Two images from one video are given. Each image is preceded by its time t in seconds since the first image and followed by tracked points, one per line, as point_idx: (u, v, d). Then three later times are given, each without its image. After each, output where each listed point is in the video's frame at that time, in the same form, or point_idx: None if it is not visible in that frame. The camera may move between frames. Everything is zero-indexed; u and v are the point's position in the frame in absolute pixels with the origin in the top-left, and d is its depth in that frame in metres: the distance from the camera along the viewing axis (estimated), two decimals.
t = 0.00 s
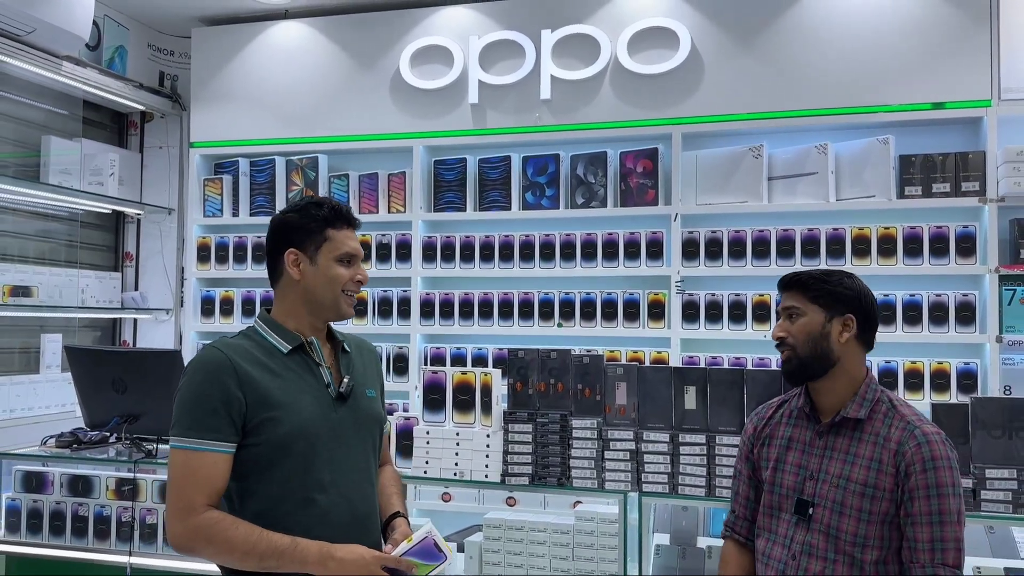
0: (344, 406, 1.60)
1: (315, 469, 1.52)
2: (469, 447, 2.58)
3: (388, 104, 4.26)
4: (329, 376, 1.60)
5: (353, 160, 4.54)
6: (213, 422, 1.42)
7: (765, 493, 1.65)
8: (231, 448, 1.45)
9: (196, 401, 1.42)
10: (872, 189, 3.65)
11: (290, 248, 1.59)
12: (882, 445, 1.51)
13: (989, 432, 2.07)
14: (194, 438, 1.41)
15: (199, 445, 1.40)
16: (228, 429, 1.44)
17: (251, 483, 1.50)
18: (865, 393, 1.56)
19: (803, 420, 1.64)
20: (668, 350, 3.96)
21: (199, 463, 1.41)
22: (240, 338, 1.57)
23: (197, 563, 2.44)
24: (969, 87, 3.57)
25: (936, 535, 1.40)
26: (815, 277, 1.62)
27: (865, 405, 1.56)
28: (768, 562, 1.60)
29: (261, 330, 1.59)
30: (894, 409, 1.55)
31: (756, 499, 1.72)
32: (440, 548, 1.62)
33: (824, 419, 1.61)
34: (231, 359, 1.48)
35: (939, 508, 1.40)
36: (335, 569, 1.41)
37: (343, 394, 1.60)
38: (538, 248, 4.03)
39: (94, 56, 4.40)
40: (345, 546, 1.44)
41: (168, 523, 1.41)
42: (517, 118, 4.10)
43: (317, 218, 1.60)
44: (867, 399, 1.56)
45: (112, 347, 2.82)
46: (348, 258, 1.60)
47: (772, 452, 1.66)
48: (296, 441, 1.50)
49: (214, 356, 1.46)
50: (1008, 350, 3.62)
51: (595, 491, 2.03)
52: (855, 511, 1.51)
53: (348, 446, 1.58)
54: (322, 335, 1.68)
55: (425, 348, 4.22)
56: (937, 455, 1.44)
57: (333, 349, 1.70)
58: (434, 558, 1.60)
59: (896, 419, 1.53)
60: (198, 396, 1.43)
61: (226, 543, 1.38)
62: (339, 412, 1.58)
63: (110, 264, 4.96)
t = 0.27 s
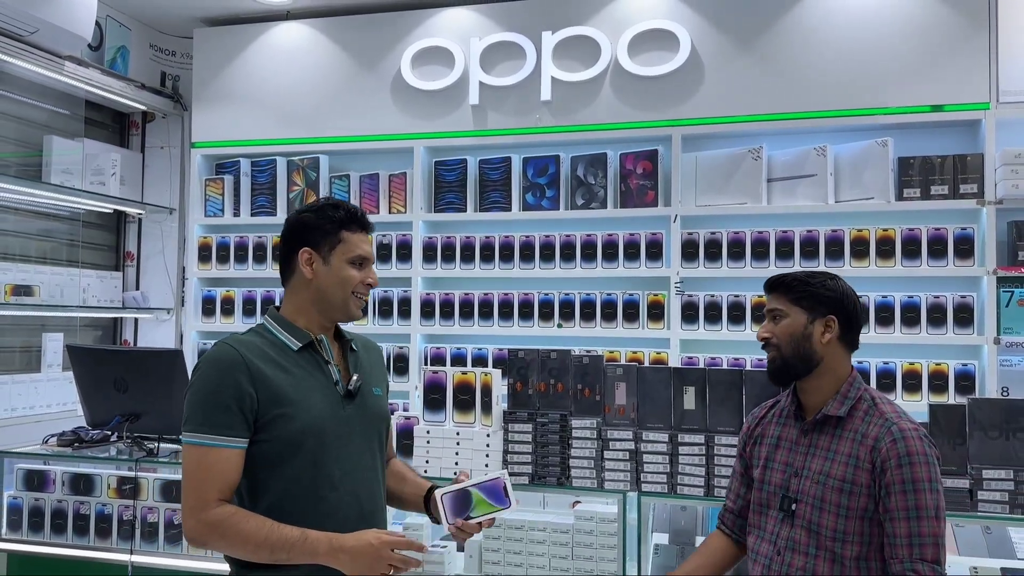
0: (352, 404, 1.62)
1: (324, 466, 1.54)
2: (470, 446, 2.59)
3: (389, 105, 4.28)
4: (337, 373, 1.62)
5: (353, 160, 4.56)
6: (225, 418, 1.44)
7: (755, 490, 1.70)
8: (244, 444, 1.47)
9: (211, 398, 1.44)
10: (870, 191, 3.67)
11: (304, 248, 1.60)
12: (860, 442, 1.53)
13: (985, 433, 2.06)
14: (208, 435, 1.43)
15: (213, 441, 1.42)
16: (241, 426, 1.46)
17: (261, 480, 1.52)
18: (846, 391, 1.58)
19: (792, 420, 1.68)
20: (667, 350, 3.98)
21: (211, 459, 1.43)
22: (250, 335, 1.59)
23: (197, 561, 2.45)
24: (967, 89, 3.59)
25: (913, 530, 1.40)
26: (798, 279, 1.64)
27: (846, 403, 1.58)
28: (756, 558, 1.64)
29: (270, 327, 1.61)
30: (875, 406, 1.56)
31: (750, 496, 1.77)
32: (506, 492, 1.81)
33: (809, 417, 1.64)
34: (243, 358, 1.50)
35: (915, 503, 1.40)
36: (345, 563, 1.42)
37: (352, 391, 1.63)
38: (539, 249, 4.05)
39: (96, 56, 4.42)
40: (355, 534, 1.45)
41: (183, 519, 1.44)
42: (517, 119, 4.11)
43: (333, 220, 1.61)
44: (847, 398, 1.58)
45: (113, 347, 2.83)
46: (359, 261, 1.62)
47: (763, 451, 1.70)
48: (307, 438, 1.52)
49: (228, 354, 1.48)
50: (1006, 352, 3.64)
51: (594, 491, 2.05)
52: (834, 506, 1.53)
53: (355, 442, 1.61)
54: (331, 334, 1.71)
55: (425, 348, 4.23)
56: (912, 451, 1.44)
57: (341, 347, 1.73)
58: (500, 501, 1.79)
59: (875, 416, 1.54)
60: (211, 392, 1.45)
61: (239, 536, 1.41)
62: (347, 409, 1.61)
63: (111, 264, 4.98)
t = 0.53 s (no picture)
0: (358, 404, 1.63)
1: (327, 465, 1.56)
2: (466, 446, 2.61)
3: (388, 106, 4.29)
4: (343, 373, 1.64)
5: (352, 161, 4.57)
6: (230, 415, 1.47)
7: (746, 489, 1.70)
8: (247, 440, 1.49)
9: (216, 395, 1.47)
10: (867, 194, 3.68)
11: (315, 248, 1.63)
12: (847, 441, 1.54)
13: (980, 435, 2.07)
14: (212, 431, 1.46)
15: (215, 437, 1.45)
16: (245, 422, 1.49)
17: (265, 476, 1.54)
18: (835, 391, 1.60)
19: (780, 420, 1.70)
20: (664, 352, 3.99)
21: (214, 453, 1.46)
22: (260, 333, 1.62)
23: (194, 561, 2.46)
24: (964, 92, 3.61)
25: (893, 527, 1.42)
26: (786, 281, 1.65)
27: (834, 403, 1.60)
28: (746, 557, 1.65)
29: (279, 326, 1.64)
30: (863, 406, 1.58)
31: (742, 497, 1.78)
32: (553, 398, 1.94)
33: (799, 417, 1.65)
34: (251, 355, 1.53)
35: (897, 501, 1.42)
36: (334, 567, 1.42)
37: (358, 391, 1.64)
38: (536, 250, 4.06)
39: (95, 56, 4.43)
40: (347, 541, 1.44)
41: (185, 511, 1.47)
42: (516, 121, 4.13)
43: (345, 221, 1.64)
44: (836, 398, 1.60)
45: (112, 347, 2.84)
46: (369, 262, 1.65)
47: (754, 451, 1.71)
48: (310, 436, 1.54)
49: (236, 351, 1.52)
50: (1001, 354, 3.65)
51: (591, 492, 2.05)
52: (821, 504, 1.54)
53: (360, 442, 1.62)
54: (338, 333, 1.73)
55: (423, 349, 4.24)
56: (896, 449, 1.46)
57: (347, 347, 1.75)
58: (549, 406, 1.93)
59: (863, 416, 1.56)
60: (218, 388, 1.48)
61: (234, 533, 1.42)
62: (353, 408, 1.62)
63: (110, 264, 4.98)
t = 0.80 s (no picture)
0: (364, 403, 1.63)
1: (332, 463, 1.56)
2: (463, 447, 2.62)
3: (386, 107, 4.30)
4: (349, 372, 1.64)
5: (351, 162, 4.58)
6: (235, 412, 1.47)
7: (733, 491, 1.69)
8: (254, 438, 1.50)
9: (224, 391, 1.48)
10: (863, 196, 3.69)
11: (329, 250, 1.63)
12: (833, 440, 1.55)
13: (975, 437, 2.08)
14: (219, 427, 1.46)
15: (222, 432, 1.46)
16: (252, 419, 1.49)
17: (271, 473, 1.55)
18: (821, 391, 1.60)
19: (768, 420, 1.69)
20: (661, 353, 4.00)
21: (220, 450, 1.46)
22: (270, 332, 1.62)
23: (191, 561, 2.46)
24: (960, 95, 3.62)
25: (881, 523, 1.44)
26: (796, 284, 1.65)
27: (820, 403, 1.60)
28: (735, 559, 1.64)
29: (289, 326, 1.64)
30: (848, 405, 1.59)
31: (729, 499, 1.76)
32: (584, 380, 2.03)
33: (784, 417, 1.65)
34: (259, 353, 1.54)
35: (884, 497, 1.44)
36: (338, 564, 1.42)
37: (364, 390, 1.64)
38: (534, 251, 4.07)
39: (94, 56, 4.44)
40: (351, 540, 1.45)
41: (190, 507, 1.47)
42: (514, 122, 4.13)
43: (362, 226, 1.64)
44: (822, 397, 1.60)
45: (109, 347, 2.85)
46: (381, 269, 1.64)
47: (742, 454, 1.70)
48: (315, 434, 1.54)
49: (244, 348, 1.52)
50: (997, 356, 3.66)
51: (587, 492, 2.05)
52: (810, 502, 1.54)
53: (365, 441, 1.62)
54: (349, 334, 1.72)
55: (421, 349, 4.25)
56: (883, 446, 1.47)
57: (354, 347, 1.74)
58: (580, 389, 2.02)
59: (848, 415, 1.57)
60: (225, 385, 1.49)
61: (239, 529, 1.42)
62: (359, 408, 1.62)
63: (108, 264, 4.98)
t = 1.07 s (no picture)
0: (377, 402, 1.62)
1: (342, 459, 1.55)
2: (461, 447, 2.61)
3: (385, 107, 4.30)
4: (363, 370, 1.63)
5: (349, 162, 4.58)
6: (249, 402, 1.48)
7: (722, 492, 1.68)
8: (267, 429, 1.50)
9: (237, 381, 1.48)
10: (861, 197, 3.70)
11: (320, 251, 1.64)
12: (824, 438, 1.56)
13: (972, 437, 2.08)
14: (232, 416, 1.47)
15: (234, 422, 1.46)
16: (264, 411, 1.49)
17: (282, 466, 1.55)
18: (810, 391, 1.60)
19: (756, 421, 1.68)
20: (659, 353, 4.00)
21: (235, 440, 1.46)
22: (289, 328, 1.63)
23: (188, 560, 2.46)
24: (958, 96, 3.63)
25: (876, 519, 1.44)
26: (813, 287, 1.62)
27: (810, 402, 1.60)
28: (726, 559, 1.63)
29: (307, 324, 1.64)
30: (836, 405, 1.59)
31: (716, 501, 1.75)
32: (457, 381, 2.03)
33: (773, 418, 1.65)
34: (273, 345, 1.54)
35: (877, 493, 1.44)
36: (344, 557, 1.43)
37: (377, 390, 1.62)
38: (532, 251, 4.07)
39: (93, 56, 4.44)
40: (358, 534, 1.46)
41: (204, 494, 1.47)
42: (512, 122, 4.14)
43: (357, 222, 1.63)
44: (811, 397, 1.60)
45: (107, 347, 2.84)
46: (352, 256, 1.61)
47: (729, 455, 1.69)
48: (326, 428, 1.54)
49: (259, 340, 1.53)
50: (994, 357, 3.67)
51: (585, 492, 2.06)
52: (802, 501, 1.54)
53: (377, 440, 1.60)
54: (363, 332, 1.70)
55: (419, 349, 4.25)
56: (874, 444, 1.48)
57: (372, 347, 1.72)
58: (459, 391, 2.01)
59: (838, 414, 1.58)
60: (239, 375, 1.49)
61: (251, 519, 1.42)
62: (372, 406, 1.61)
63: (106, 263, 4.98)
